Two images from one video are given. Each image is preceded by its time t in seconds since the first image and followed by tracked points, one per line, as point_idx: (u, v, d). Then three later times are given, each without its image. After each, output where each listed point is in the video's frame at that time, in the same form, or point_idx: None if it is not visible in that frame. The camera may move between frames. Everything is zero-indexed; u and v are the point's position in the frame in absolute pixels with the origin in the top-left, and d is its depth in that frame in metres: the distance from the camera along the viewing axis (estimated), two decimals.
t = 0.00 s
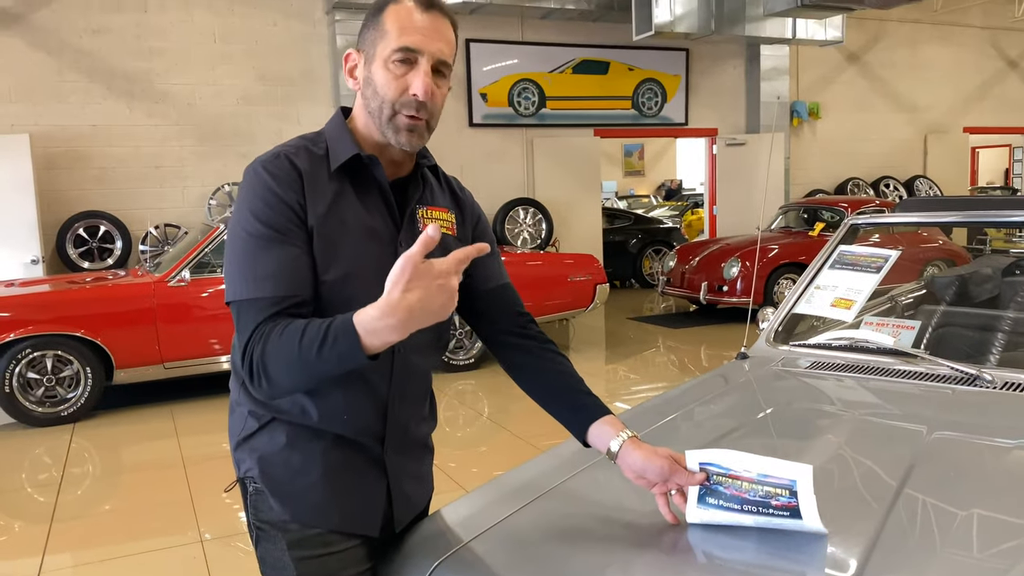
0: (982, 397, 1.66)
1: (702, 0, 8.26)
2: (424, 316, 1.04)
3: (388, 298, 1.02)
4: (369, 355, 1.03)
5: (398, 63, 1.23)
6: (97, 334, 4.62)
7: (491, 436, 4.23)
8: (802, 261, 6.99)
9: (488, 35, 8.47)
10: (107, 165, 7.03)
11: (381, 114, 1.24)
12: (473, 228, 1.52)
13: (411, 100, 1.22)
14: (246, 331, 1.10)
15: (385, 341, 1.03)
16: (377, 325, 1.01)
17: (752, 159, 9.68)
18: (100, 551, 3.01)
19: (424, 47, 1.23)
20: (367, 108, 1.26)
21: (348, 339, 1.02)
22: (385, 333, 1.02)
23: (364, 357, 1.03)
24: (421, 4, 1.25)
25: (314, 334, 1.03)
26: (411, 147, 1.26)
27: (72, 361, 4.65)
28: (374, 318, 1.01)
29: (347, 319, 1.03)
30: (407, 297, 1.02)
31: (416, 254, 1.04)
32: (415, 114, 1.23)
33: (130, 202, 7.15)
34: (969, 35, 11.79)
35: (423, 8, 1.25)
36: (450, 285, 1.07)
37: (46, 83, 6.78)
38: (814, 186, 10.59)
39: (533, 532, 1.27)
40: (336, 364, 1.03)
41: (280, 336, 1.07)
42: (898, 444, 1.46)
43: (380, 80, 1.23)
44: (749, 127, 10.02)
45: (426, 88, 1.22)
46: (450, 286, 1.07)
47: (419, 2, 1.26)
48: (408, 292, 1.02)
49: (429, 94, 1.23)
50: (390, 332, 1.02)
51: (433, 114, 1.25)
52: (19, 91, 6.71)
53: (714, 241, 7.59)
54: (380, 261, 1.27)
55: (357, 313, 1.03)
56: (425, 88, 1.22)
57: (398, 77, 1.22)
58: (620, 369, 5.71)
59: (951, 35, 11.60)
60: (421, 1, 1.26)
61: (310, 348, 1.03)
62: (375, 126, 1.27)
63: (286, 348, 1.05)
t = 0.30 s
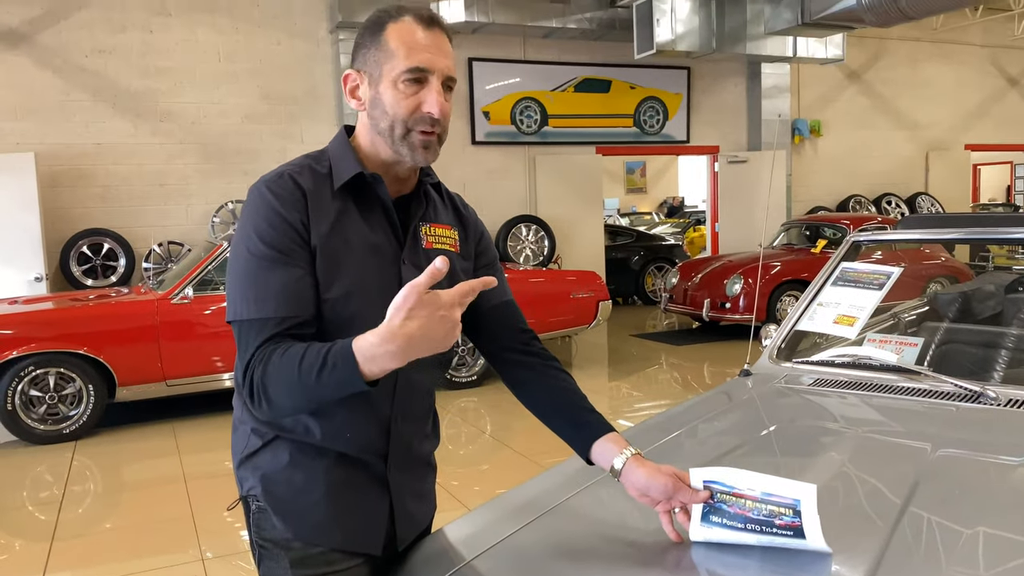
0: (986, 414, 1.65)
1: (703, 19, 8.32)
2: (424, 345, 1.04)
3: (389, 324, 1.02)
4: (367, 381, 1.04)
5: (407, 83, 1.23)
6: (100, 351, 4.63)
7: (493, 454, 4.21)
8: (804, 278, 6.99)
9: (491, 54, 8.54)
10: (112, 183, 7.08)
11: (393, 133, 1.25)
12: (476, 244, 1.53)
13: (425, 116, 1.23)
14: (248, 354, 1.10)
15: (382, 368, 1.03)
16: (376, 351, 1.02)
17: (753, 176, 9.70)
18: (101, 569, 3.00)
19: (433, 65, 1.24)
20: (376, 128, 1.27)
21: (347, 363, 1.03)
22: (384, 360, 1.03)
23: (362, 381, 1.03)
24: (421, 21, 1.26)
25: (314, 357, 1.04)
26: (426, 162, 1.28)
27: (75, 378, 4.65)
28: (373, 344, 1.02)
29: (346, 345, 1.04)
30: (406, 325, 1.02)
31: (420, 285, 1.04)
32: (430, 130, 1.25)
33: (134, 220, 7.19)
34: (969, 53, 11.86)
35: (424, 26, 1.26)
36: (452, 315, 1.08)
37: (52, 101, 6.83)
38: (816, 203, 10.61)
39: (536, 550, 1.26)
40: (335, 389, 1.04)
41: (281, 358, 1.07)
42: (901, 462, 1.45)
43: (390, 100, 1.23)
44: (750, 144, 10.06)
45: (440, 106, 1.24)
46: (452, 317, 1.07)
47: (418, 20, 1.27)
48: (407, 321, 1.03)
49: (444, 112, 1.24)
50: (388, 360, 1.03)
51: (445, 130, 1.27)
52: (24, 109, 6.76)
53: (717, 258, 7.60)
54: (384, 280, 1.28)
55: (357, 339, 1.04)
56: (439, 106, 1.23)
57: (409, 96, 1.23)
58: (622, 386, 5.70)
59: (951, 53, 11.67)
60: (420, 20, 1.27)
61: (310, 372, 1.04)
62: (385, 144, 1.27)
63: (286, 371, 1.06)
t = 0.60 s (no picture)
0: (989, 426, 1.64)
1: (704, 32, 8.37)
2: (367, 276, 1.03)
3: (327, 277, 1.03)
4: (329, 344, 1.04)
5: (440, 107, 1.23)
6: (102, 362, 4.63)
7: (495, 466, 4.20)
8: (806, 289, 6.99)
9: (492, 67, 8.58)
10: (114, 195, 7.10)
11: (427, 157, 1.25)
12: (477, 256, 1.53)
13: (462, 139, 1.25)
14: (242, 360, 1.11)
15: (339, 320, 1.03)
16: (324, 306, 1.02)
17: (754, 188, 9.72)
18: None
19: (459, 87, 1.25)
20: (404, 152, 1.25)
21: (309, 338, 1.03)
22: (336, 309, 1.02)
23: (326, 346, 1.03)
24: (436, 40, 1.25)
25: (278, 347, 1.05)
26: (450, 179, 1.30)
27: (77, 390, 4.65)
28: (322, 301, 1.02)
29: (301, 319, 1.05)
30: (341, 268, 1.02)
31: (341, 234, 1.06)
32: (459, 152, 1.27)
33: (137, 232, 7.21)
34: (969, 66, 11.90)
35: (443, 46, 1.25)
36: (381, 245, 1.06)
37: (56, 114, 6.87)
38: (817, 215, 10.62)
39: (540, 561, 1.25)
40: (303, 368, 1.04)
41: (259, 356, 1.09)
42: (904, 474, 1.45)
43: (425, 125, 1.23)
44: (752, 156, 10.08)
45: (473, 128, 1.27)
46: (382, 241, 1.06)
47: (431, 38, 1.25)
48: (340, 266, 1.03)
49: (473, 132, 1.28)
50: (339, 311, 1.03)
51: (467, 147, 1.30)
52: (28, 122, 6.79)
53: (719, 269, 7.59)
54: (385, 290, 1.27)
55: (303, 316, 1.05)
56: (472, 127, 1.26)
57: (443, 120, 1.23)
58: (624, 398, 5.68)
59: (951, 65, 11.71)
60: (434, 37, 1.25)
61: (278, 356, 1.05)
62: (417, 168, 1.27)
63: (262, 365, 1.07)
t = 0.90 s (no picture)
0: (992, 435, 1.64)
1: (704, 42, 8.40)
2: (389, 360, 0.98)
3: (343, 344, 0.98)
4: (329, 400, 1.02)
5: (399, 104, 1.23)
6: (103, 372, 4.62)
7: (495, 475, 4.19)
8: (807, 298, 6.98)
9: (493, 76, 8.61)
10: (116, 204, 7.12)
11: (386, 155, 1.26)
12: (476, 264, 1.54)
13: (416, 139, 1.24)
14: (241, 377, 1.11)
15: (345, 386, 1.01)
16: (332, 369, 1.00)
17: (755, 197, 9.74)
18: None
19: (423, 86, 1.24)
20: (373, 150, 1.27)
21: (311, 383, 1.02)
22: (342, 377, 1.00)
23: (328, 401, 1.02)
24: (416, 43, 1.27)
25: (284, 380, 1.05)
26: (418, 184, 1.28)
27: (77, 400, 4.64)
28: (330, 361, 1.00)
29: (310, 368, 1.03)
30: (362, 342, 0.97)
31: (378, 297, 0.98)
32: (420, 153, 1.25)
33: (138, 241, 7.22)
34: (969, 75, 11.93)
35: (418, 47, 1.26)
36: (420, 325, 0.98)
37: (58, 123, 6.89)
38: (818, 224, 10.63)
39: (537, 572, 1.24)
40: (307, 415, 1.03)
41: (261, 383, 1.09)
42: (906, 483, 1.44)
43: (382, 122, 1.24)
44: (752, 165, 10.10)
45: (430, 127, 1.23)
46: (417, 328, 0.98)
47: (414, 42, 1.27)
48: (358, 339, 0.97)
49: (433, 133, 1.24)
50: (348, 376, 1.00)
51: (436, 152, 1.27)
52: (29, 131, 6.81)
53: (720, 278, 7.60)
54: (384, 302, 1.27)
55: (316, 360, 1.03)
56: (428, 127, 1.23)
57: (402, 117, 1.23)
58: (625, 407, 5.67)
59: (950, 74, 11.75)
60: (415, 40, 1.27)
61: (281, 394, 1.05)
62: (380, 166, 1.28)
63: (265, 393, 1.07)
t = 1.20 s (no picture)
0: (992, 440, 1.64)
1: (704, 46, 8.40)
2: (393, 385, 0.97)
3: (353, 357, 0.98)
4: (328, 413, 1.02)
5: (386, 106, 1.24)
6: (103, 376, 4.62)
7: (496, 479, 4.18)
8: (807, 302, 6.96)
9: (493, 80, 8.61)
10: (116, 208, 7.13)
11: (375, 156, 1.26)
12: (476, 268, 1.54)
13: (401, 141, 1.23)
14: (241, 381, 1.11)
15: (345, 402, 1.01)
16: (337, 382, 1.00)
17: (755, 201, 9.75)
18: None
19: (410, 88, 1.24)
20: (363, 152, 1.27)
21: (312, 394, 1.02)
22: (344, 393, 1.00)
23: (326, 413, 1.01)
24: (407, 47, 1.26)
25: (286, 388, 1.05)
26: (407, 186, 1.28)
27: (77, 404, 4.64)
28: (335, 374, 1.00)
29: (313, 379, 1.03)
30: (370, 361, 0.97)
31: (397, 323, 0.99)
32: (408, 156, 1.24)
33: (139, 245, 7.23)
34: (969, 79, 11.94)
35: (409, 49, 1.26)
36: (432, 357, 0.98)
37: (58, 127, 6.90)
38: (818, 228, 10.63)
39: None
40: (308, 425, 1.03)
41: (261, 389, 1.08)
42: (907, 488, 1.44)
43: (369, 124, 1.24)
44: (752, 169, 10.10)
45: (415, 128, 1.23)
46: (427, 360, 0.98)
47: (406, 45, 1.27)
48: (367, 359, 0.97)
49: (420, 134, 1.24)
50: (350, 394, 0.99)
51: (426, 153, 1.26)
52: (30, 135, 6.82)
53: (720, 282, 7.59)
54: (383, 306, 1.27)
55: (322, 372, 1.03)
56: (414, 127, 1.23)
57: (390, 120, 1.23)
58: (625, 411, 5.67)
59: (950, 78, 11.75)
60: (407, 43, 1.27)
61: (281, 402, 1.04)
62: (370, 169, 1.28)
63: (265, 400, 1.07)
